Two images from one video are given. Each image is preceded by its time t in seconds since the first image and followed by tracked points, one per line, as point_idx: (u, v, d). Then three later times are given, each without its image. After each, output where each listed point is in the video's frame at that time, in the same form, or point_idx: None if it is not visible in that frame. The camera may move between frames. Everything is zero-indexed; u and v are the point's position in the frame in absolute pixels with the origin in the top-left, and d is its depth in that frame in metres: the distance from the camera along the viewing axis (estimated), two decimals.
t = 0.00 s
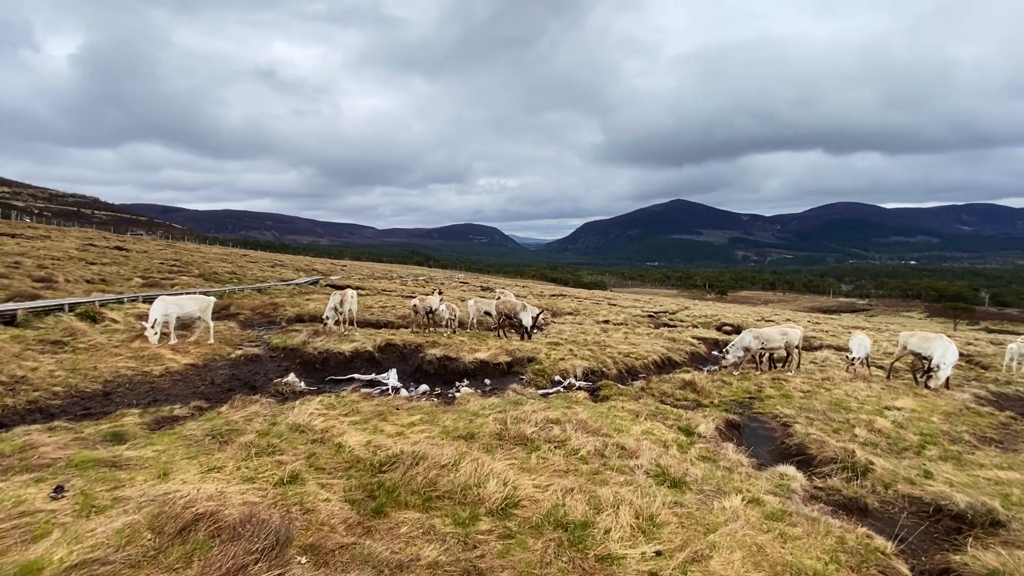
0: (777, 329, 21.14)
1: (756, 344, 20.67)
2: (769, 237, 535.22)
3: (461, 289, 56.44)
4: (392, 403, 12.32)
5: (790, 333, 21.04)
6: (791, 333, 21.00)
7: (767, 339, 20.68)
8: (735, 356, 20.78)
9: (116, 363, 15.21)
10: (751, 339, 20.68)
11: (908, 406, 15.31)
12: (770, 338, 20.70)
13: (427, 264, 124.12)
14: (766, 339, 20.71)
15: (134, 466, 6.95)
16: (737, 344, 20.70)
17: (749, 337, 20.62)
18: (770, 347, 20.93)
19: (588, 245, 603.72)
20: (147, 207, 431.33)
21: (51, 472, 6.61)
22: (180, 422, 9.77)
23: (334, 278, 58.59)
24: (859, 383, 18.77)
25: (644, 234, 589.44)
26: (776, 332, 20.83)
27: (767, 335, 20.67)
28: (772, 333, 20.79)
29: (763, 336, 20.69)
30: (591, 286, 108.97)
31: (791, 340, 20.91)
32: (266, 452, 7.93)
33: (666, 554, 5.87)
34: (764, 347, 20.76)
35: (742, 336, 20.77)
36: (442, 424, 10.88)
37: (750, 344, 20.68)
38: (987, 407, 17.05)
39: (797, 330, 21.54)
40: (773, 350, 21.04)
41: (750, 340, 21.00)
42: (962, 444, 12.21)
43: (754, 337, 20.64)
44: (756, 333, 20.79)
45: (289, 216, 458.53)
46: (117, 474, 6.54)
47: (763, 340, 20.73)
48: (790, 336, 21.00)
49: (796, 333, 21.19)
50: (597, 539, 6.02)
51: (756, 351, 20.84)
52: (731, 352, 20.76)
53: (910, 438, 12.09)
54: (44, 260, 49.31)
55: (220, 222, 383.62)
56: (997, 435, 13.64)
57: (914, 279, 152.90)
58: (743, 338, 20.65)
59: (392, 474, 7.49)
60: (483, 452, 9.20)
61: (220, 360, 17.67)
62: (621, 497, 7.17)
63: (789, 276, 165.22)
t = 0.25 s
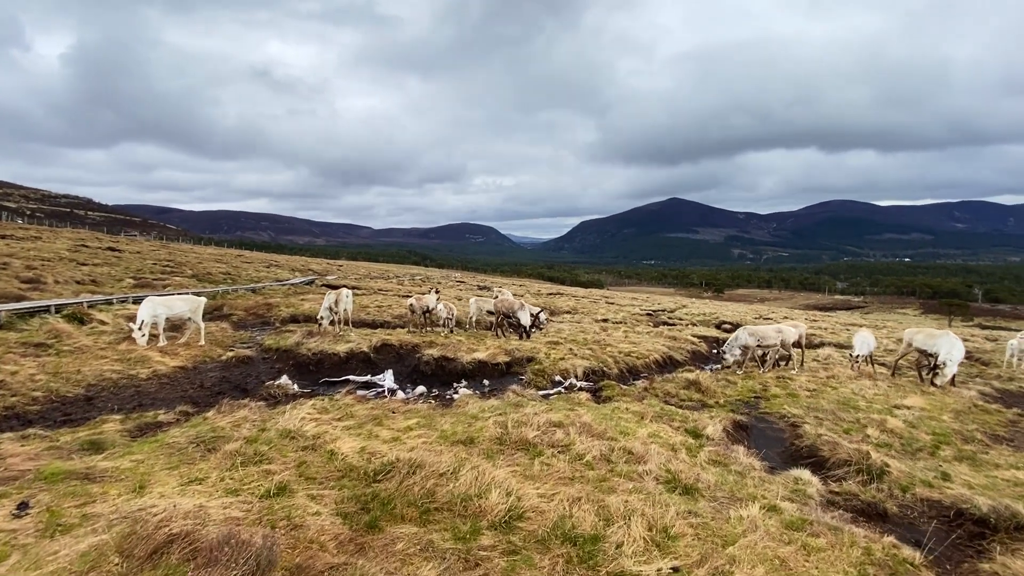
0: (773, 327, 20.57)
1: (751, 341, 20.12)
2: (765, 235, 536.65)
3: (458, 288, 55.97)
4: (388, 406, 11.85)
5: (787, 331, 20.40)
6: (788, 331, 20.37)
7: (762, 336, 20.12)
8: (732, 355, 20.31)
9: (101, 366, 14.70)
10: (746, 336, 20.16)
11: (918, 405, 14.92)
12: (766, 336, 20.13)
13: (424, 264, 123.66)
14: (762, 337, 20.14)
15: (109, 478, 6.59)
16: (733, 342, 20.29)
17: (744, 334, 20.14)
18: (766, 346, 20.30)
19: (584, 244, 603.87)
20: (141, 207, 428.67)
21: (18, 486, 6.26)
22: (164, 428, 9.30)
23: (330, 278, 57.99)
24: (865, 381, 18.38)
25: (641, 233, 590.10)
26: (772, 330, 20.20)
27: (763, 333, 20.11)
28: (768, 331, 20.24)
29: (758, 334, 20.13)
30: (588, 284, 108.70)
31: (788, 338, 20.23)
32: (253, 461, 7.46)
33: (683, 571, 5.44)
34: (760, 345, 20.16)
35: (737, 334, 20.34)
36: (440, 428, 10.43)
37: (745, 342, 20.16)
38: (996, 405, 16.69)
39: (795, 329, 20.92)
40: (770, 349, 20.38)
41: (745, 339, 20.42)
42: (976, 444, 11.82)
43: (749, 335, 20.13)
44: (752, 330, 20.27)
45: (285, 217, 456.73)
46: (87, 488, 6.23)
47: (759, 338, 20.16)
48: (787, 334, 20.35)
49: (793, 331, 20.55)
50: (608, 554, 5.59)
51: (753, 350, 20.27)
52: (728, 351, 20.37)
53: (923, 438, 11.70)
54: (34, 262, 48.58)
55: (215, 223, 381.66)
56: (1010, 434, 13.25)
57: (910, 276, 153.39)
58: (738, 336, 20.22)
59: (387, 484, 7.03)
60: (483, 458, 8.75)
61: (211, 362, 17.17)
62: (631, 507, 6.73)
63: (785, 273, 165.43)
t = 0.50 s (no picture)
0: (770, 322, 20.05)
1: (747, 337, 19.58)
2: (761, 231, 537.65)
3: (455, 286, 55.56)
4: (382, 408, 11.40)
5: (784, 326, 19.83)
6: (785, 326, 19.80)
7: (759, 332, 19.59)
8: (729, 352, 19.81)
9: (85, 368, 14.19)
10: (742, 332, 19.65)
11: (927, 403, 14.56)
12: (762, 332, 19.60)
13: (421, 262, 123.25)
14: (758, 333, 19.60)
15: (80, 493, 6.10)
16: (730, 339, 19.82)
17: (739, 330, 19.65)
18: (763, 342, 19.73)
19: (581, 241, 603.81)
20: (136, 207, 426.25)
21: None
22: (146, 435, 8.83)
23: (326, 277, 57.42)
24: (871, 379, 18.02)
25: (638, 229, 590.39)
26: (768, 326, 19.66)
27: (759, 329, 19.58)
28: (765, 327, 19.72)
29: (754, 329, 19.61)
30: (585, 282, 108.53)
31: (785, 334, 19.63)
32: (238, 470, 7.02)
33: None
34: (757, 341, 19.61)
35: (733, 330, 19.85)
36: (436, 432, 9.99)
37: (741, 338, 19.63)
38: (1005, 402, 16.35)
39: (792, 325, 20.36)
40: (767, 346, 19.81)
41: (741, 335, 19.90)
42: (991, 443, 11.47)
43: (745, 331, 19.62)
44: (747, 326, 19.76)
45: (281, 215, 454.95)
46: (55, 505, 5.73)
47: (755, 334, 19.63)
48: (784, 330, 19.77)
49: (791, 327, 19.98)
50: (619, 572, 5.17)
51: (749, 346, 19.73)
52: (725, 348, 19.89)
53: (937, 438, 11.34)
54: (25, 261, 47.85)
55: (210, 222, 379.79)
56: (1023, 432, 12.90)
57: (905, 271, 153.93)
58: (734, 333, 19.74)
59: (380, 495, 6.58)
60: (482, 464, 8.32)
61: (202, 364, 16.69)
62: (641, 519, 6.30)
63: (782, 269, 165.64)
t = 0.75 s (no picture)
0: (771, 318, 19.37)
1: (748, 334, 18.95)
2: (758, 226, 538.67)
3: (454, 283, 55.17)
4: (380, 410, 11.02)
5: (786, 322, 19.14)
6: (786, 322, 19.11)
7: (759, 328, 18.93)
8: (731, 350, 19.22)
9: (74, 369, 13.77)
10: (742, 329, 19.02)
11: (938, 401, 14.23)
12: (762, 328, 18.93)
13: (419, 259, 122.89)
14: (759, 329, 18.94)
15: (56, 507, 5.70)
16: (730, 336, 19.22)
17: (739, 327, 19.02)
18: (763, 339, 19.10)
19: (580, 237, 603.43)
20: (132, 205, 424.15)
21: None
22: (132, 441, 8.43)
23: (323, 274, 56.99)
24: (879, 375, 17.69)
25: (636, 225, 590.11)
26: (768, 322, 19.05)
27: (759, 325, 18.92)
28: (765, 323, 19.05)
29: (755, 326, 18.95)
30: (584, 278, 108.30)
31: (786, 331, 18.99)
32: (227, 479, 6.62)
33: None
34: (758, 337, 18.96)
35: (733, 327, 19.23)
36: (436, 435, 9.61)
37: (741, 335, 19.00)
38: (1015, 398, 16.05)
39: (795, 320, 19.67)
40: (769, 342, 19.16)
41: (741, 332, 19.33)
42: (1008, 443, 11.15)
43: (745, 327, 18.98)
44: (747, 322, 19.10)
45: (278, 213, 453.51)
46: (28, 520, 5.34)
47: (756, 330, 18.97)
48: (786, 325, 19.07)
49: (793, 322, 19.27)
50: None
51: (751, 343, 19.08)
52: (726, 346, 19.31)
53: (952, 437, 11.00)
54: (18, 260, 47.24)
55: (207, 219, 378.46)
56: None
57: (903, 265, 154.16)
58: (734, 330, 19.13)
59: (377, 506, 6.21)
60: (484, 470, 7.94)
61: (195, 364, 16.28)
62: (654, 530, 5.94)
63: (780, 265, 165.67)
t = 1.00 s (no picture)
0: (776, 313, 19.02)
1: (754, 329, 18.53)
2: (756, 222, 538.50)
3: (453, 279, 54.77)
4: (380, 410, 10.61)
5: (791, 316, 18.77)
6: (792, 316, 18.73)
7: (765, 323, 18.53)
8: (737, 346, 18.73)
9: (64, 368, 13.33)
10: (747, 324, 18.60)
11: (953, 397, 13.87)
12: (768, 322, 18.54)
13: (417, 255, 122.38)
14: (764, 324, 18.54)
15: (32, 519, 5.29)
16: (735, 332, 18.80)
17: (744, 323, 18.61)
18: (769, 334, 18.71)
19: (578, 233, 602.83)
20: (130, 201, 422.36)
21: None
22: (120, 445, 8.01)
23: (321, 271, 56.51)
24: (889, 372, 17.32)
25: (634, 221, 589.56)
26: (774, 317, 18.66)
27: (765, 319, 18.53)
28: (771, 317, 18.66)
29: (760, 320, 18.55)
30: (583, 274, 107.97)
31: (793, 326, 18.59)
32: (219, 487, 6.21)
33: None
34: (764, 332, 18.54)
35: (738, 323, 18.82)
36: (439, 436, 9.21)
37: (747, 330, 18.58)
38: None
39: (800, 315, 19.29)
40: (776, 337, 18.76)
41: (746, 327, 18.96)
42: None
43: (750, 322, 18.56)
44: (752, 317, 18.71)
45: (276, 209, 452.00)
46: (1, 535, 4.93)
47: (762, 325, 18.56)
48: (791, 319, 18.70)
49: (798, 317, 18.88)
50: None
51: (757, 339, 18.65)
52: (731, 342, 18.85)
53: (973, 436, 10.64)
54: (12, 257, 46.67)
55: (205, 216, 377.03)
56: None
57: (902, 260, 154.16)
58: (739, 325, 18.71)
59: (379, 515, 5.81)
60: (491, 474, 7.54)
61: (190, 362, 15.86)
62: (676, 541, 5.55)
63: (779, 260, 165.49)
